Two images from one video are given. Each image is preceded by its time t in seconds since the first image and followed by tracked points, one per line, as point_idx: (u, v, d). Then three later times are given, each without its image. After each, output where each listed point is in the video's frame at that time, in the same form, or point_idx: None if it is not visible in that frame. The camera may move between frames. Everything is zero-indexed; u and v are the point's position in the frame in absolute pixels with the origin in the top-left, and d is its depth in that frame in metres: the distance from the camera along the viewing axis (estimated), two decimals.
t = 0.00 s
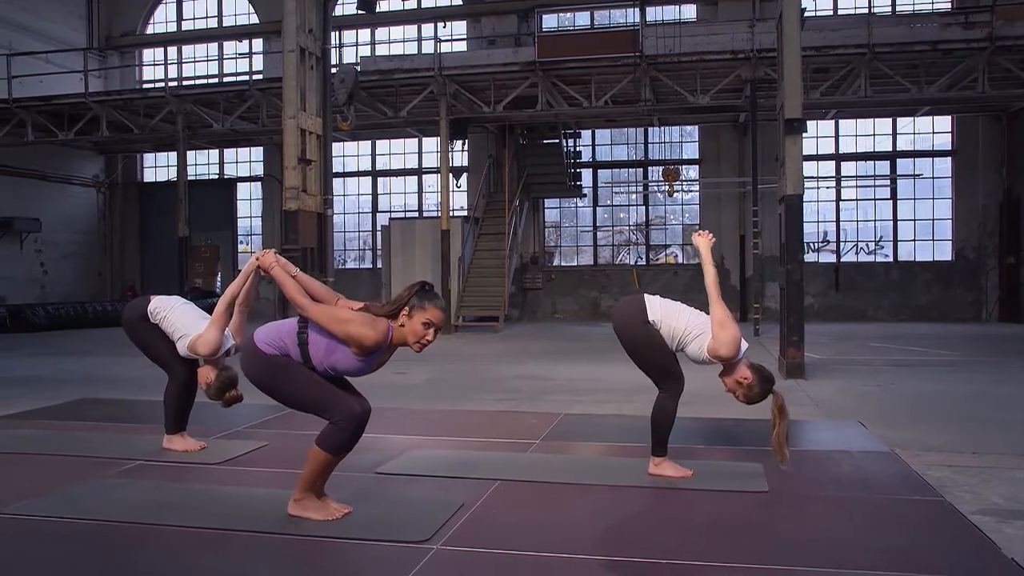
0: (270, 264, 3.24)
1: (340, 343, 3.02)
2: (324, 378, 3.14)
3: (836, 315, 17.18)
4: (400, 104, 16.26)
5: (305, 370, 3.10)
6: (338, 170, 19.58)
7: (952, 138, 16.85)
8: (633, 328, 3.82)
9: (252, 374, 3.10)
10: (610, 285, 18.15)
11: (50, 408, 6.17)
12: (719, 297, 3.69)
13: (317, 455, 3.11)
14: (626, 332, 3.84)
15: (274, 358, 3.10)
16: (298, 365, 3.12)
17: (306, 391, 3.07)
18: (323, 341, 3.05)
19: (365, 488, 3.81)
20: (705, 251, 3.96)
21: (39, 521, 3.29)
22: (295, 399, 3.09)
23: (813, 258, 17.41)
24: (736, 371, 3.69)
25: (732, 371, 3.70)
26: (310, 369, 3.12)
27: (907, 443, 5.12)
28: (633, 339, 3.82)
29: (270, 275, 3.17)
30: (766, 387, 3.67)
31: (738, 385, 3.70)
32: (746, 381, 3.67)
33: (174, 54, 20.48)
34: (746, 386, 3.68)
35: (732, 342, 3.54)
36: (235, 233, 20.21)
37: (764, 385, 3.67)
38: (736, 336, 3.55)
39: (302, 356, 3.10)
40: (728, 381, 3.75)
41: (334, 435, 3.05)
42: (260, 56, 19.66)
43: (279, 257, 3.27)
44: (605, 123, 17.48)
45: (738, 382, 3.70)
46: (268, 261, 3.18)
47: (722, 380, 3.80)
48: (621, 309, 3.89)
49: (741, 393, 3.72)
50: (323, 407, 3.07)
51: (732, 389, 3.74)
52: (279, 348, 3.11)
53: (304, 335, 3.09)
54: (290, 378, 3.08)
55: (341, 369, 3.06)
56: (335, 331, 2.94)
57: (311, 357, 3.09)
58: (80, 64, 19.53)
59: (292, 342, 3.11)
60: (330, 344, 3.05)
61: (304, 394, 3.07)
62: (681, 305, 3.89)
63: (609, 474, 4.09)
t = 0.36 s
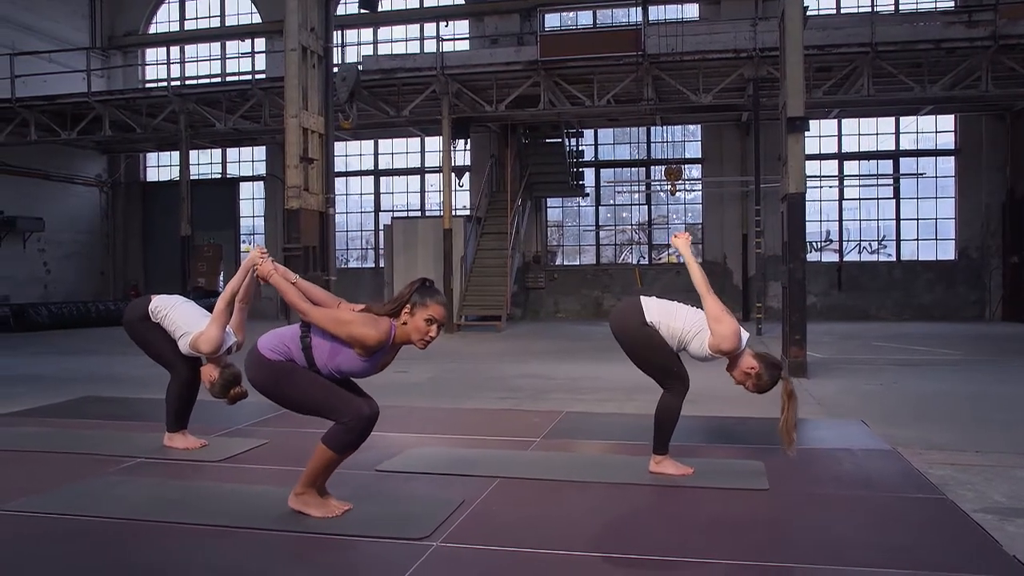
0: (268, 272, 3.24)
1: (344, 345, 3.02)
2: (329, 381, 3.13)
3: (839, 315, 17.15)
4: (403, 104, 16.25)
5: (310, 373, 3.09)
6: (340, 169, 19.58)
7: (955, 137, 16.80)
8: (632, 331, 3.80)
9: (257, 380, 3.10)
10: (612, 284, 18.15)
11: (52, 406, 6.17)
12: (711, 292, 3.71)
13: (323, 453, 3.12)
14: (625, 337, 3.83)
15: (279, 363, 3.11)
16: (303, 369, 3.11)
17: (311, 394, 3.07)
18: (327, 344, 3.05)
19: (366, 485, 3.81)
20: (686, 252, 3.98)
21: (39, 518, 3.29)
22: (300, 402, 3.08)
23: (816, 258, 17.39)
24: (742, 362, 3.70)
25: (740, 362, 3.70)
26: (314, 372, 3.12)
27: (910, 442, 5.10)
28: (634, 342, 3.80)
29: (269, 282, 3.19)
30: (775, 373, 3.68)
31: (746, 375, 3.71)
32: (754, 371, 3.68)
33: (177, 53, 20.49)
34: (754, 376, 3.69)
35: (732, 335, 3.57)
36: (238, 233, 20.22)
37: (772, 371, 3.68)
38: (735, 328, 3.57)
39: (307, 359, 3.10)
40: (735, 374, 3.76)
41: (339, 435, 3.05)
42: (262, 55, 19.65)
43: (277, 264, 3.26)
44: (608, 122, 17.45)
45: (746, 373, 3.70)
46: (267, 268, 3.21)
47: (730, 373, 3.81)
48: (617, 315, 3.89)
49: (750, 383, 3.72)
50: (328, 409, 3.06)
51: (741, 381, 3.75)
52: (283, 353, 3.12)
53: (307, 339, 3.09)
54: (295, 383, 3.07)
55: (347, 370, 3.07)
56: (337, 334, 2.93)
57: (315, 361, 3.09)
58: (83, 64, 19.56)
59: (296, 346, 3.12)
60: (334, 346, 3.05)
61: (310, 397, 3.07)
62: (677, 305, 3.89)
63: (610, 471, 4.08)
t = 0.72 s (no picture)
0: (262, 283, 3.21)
1: (345, 348, 3.03)
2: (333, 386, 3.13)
3: (842, 314, 17.12)
4: (405, 103, 16.25)
5: (312, 379, 3.07)
6: (342, 168, 19.59)
7: (958, 135, 16.76)
8: (632, 333, 3.79)
9: (261, 392, 3.07)
10: (614, 284, 18.16)
11: (54, 404, 6.18)
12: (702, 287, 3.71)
13: (325, 451, 3.13)
14: (624, 340, 3.80)
15: (280, 372, 3.08)
16: (306, 377, 3.09)
17: (315, 400, 3.05)
18: (329, 349, 3.05)
19: (366, 482, 3.81)
20: (665, 254, 3.95)
21: (39, 514, 3.29)
22: (304, 408, 3.06)
23: (818, 257, 17.37)
24: (747, 351, 3.71)
25: (745, 351, 3.71)
26: (317, 379, 3.10)
27: (911, 440, 5.09)
28: (633, 347, 3.79)
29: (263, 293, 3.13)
30: (780, 356, 3.71)
31: (752, 363, 3.72)
32: (761, 358, 3.69)
33: (179, 53, 20.52)
34: (761, 362, 3.70)
35: (732, 325, 3.57)
36: (240, 232, 20.23)
37: (777, 355, 3.70)
38: (734, 319, 3.58)
39: (309, 366, 3.08)
40: (742, 363, 3.77)
41: (346, 437, 3.05)
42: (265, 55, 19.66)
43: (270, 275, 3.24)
44: (610, 121, 17.43)
45: (753, 361, 3.72)
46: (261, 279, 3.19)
47: (736, 363, 3.82)
48: (613, 320, 3.87)
49: (758, 371, 3.74)
50: (334, 413, 3.05)
51: (749, 370, 3.76)
52: (285, 362, 3.09)
53: (308, 346, 3.08)
54: (299, 391, 3.05)
55: (350, 374, 3.07)
56: (339, 338, 2.93)
57: (317, 367, 3.08)
58: (86, 64, 19.59)
59: (297, 355, 3.10)
60: (336, 351, 3.05)
61: (315, 403, 3.05)
62: (673, 303, 3.89)
63: (610, 469, 4.08)
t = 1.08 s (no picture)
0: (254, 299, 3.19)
1: (343, 352, 3.02)
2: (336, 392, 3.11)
3: (844, 314, 17.09)
4: (407, 102, 16.23)
5: (313, 388, 3.05)
6: (344, 168, 19.60)
7: (961, 135, 16.72)
8: (630, 337, 3.78)
9: (264, 406, 3.05)
10: (616, 283, 18.16)
11: (54, 401, 6.18)
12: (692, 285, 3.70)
13: (327, 448, 3.13)
14: (622, 345, 3.79)
15: (281, 385, 3.05)
16: (307, 386, 3.06)
17: (319, 407, 3.03)
18: (328, 354, 3.04)
19: (364, 479, 3.80)
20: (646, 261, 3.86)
21: (37, 510, 3.30)
22: (307, 416, 3.04)
23: (820, 256, 17.33)
24: (748, 339, 3.70)
25: (747, 338, 3.70)
26: (318, 387, 3.07)
27: (911, 438, 5.08)
28: (632, 349, 3.78)
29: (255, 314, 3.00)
30: (782, 339, 3.70)
31: (755, 350, 3.71)
32: (763, 344, 3.68)
33: (182, 52, 20.53)
34: (763, 348, 3.69)
35: (728, 316, 3.57)
36: (242, 231, 20.24)
37: (778, 339, 3.70)
38: (730, 310, 3.58)
39: (309, 375, 3.06)
40: (745, 352, 3.75)
41: (352, 438, 3.05)
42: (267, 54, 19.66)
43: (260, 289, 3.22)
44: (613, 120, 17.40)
45: (755, 348, 3.70)
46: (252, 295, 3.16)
47: (738, 353, 3.81)
48: (609, 327, 3.86)
49: (762, 357, 3.72)
50: (338, 417, 3.03)
51: (754, 358, 3.74)
52: (285, 373, 3.07)
53: (307, 355, 3.07)
54: (302, 400, 3.03)
55: (350, 378, 3.06)
56: (336, 342, 2.92)
57: (317, 375, 3.06)
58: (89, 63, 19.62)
59: (295, 365, 3.08)
60: (335, 356, 3.04)
61: (318, 411, 3.03)
62: (668, 304, 3.89)
63: (609, 466, 4.07)
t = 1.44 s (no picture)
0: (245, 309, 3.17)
1: (338, 355, 3.01)
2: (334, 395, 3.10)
3: (846, 313, 17.05)
4: (408, 101, 16.23)
5: (310, 394, 3.04)
6: (346, 167, 19.59)
7: (963, 134, 16.71)
8: (628, 341, 3.79)
9: (264, 415, 3.05)
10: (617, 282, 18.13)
11: (53, 399, 6.18)
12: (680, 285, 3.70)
13: (326, 446, 3.12)
14: (621, 351, 3.80)
15: (280, 393, 3.05)
16: (305, 393, 3.06)
17: (318, 412, 3.02)
18: (323, 359, 3.03)
19: (362, 476, 3.80)
20: (629, 273, 3.82)
21: (35, 506, 3.30)
22: (307, 421, 3.04)
23: (822, 256, 17.30)
24: (747, 330, 3.69)
25: (745, 327, 3.69)
26: (316, 393, 3.07)
27: (911, 436, 5.07)
28: (630, 350, 3.78)
29: (245, 326, 2.94)
30: (779, 323, 3.68)
31: (754, 339, 3.70)
32: (762, 332, 3.67)
33: (183, 51, 20.52)
34: (762, 336, 3.67)
35: (722, 311, 3.56)
36: (243, 231, 20.23)
37: (776, 324, 3.68)
38: (721, 304, 3.58)
39: (306, 381, 3.05)
40: (744, 342, 3.75)
41: (352, 439, 3.04)
42: (268, 53, 19.66)
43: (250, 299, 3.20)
44: (614, 120, 17.40)
45: (754, 338, 3.69)
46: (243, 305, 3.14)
47: (738, 344, 3.81)
48: (606, 334, 3.88)
49: (762, 346, 3.71)
50: (337, 420, 3.02)
51: (755, 348, 3.74)
52: (283, 382, 3.06)
53: (302, 361, 3.06)
54: (300, 406, 3.03)
55: (347, 381, 3.05)
56: (330, 346, 2.91)
57: (314, 381, 3.05)
58: (90, 63, 19.64)
59: (292, 372, 3.07)
60: (330, 360, 3.03)
61: (317, 416, 3.02)
62: (661, 306, 3.89)
63: (607, 463, 4.07)
